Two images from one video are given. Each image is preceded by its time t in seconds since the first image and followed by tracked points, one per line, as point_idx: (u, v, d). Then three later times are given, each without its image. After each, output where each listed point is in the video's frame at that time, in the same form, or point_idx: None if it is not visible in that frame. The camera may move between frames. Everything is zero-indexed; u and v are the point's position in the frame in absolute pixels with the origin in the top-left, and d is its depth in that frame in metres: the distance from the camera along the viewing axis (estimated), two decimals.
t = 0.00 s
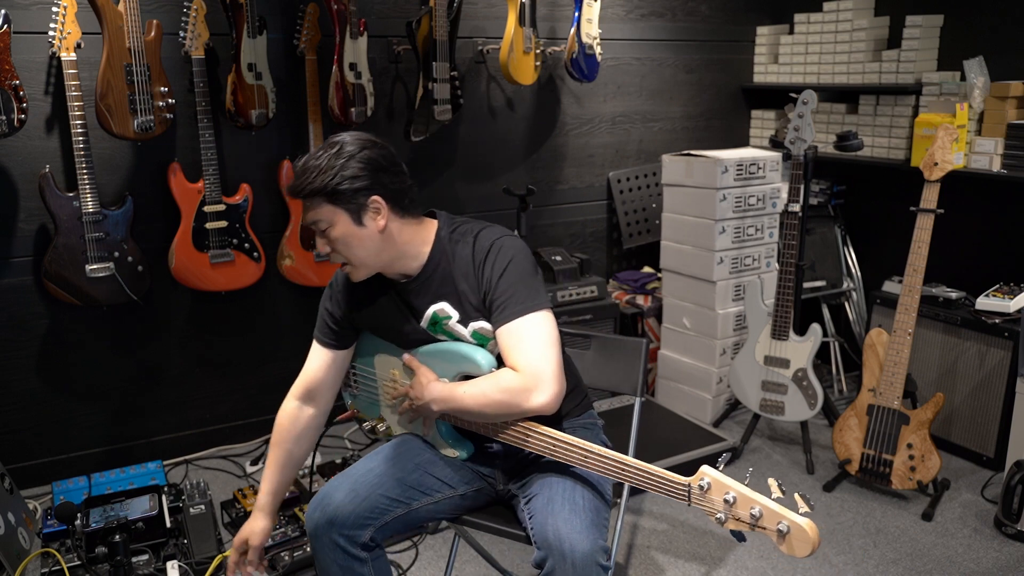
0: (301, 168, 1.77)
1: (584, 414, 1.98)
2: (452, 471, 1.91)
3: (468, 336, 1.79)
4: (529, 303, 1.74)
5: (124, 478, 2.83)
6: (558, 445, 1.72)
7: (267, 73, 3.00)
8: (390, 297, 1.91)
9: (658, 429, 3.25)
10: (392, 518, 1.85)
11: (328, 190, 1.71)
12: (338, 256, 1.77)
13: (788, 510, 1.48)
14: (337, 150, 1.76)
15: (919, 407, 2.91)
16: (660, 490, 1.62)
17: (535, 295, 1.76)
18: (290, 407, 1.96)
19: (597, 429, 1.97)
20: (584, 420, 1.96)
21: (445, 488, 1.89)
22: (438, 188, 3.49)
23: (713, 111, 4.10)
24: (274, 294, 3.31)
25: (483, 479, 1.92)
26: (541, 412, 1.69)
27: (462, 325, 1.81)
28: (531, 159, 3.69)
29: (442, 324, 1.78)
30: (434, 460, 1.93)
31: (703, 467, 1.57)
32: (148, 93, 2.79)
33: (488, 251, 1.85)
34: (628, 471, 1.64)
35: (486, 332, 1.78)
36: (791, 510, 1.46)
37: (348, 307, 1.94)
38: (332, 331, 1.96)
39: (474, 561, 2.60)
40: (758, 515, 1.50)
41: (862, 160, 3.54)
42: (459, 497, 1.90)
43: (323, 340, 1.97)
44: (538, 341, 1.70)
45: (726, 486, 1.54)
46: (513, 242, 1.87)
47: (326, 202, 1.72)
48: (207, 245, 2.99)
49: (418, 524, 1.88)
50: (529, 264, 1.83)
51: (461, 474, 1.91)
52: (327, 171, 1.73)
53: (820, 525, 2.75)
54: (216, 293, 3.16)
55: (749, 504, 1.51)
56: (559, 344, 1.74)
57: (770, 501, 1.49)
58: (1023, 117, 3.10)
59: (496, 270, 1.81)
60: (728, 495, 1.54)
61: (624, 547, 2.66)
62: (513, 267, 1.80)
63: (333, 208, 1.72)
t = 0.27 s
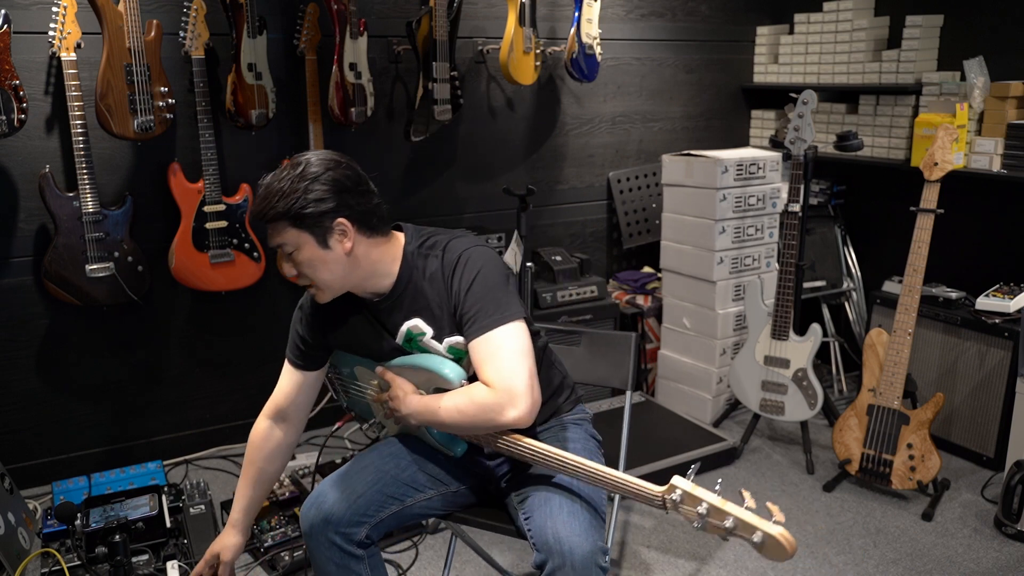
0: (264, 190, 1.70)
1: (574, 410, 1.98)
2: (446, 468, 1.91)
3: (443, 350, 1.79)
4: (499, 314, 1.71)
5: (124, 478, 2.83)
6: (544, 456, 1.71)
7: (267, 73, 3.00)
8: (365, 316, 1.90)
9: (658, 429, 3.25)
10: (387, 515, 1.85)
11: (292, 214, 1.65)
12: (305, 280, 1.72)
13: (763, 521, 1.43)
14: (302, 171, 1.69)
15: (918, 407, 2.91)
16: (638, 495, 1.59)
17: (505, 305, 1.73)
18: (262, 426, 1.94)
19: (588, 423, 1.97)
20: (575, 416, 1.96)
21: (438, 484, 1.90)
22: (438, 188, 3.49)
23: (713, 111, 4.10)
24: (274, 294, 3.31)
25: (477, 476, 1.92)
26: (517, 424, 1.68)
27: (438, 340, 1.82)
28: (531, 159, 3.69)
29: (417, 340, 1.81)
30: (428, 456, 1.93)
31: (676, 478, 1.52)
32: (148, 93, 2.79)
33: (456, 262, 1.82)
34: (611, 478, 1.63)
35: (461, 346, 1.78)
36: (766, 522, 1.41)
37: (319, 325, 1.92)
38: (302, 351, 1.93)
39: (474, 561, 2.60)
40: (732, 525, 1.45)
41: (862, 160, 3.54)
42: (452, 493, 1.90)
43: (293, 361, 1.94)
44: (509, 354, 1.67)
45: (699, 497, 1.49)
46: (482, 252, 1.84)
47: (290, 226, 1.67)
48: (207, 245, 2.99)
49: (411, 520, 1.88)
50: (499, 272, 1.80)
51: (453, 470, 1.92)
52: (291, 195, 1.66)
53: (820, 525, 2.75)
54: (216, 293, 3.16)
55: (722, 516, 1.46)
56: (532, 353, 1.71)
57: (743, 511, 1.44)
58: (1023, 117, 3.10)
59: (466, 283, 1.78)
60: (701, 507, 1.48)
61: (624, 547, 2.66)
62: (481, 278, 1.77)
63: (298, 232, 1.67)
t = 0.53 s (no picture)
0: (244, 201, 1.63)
1: (563, 408, 1.97)
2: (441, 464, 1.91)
3: (427, 362, 1.76)
4: (479, 330, 1.66)
5: (124, 478, 2.83)
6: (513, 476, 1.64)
7: (267, 73, 3.00)
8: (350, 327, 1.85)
9: (658, 429, 3.25)
10: (380, 511, 1.84)
11: (273, 230, 1.58)
12: (287, 294, 1.66)
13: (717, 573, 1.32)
14: (282, 184, 1.62)
15: (918, 407, 2.91)
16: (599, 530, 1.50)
17: (487, 320, 1.67)
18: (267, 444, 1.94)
19: (578, 421, 1.96)
20: (564, 414, 1.95)
21: (431, 479, 1.89)
22: (438, 187, 3.49)
23: (713, 111, 4.10)
24: (274, 294, 3.31)
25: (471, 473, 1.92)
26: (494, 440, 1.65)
27: (423, 352, 1.78)
28: (531, 159, 3.69)
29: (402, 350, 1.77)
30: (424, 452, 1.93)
31: (631, 524, 1.42)
32: (148, 93, 2.79)
33: (439, 275, 1.76)
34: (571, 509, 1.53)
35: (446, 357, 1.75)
36: None
37: (306, 336, 1.88)
38: (290, 362, 1.90)
39: (473, 561, 2.60)
40: None
41: (862, 160, 3.54)
42: (446, 488, 1.89)
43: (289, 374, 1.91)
44: (484, 369, 1.63)
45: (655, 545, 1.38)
46: (466, 264, 1.78)
47: (270, 242, 1.60)
48: (207, 245, 2.99)
49: (406, 517, 1.87)
50: (482, 285, 1.74)
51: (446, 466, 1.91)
52: (272, 209, 1.59)
53: (820, 525, 2.75)
54: (216, 293, 3.16)
55: (676, 568, 1.36)
56: (510, 368, 1.66)
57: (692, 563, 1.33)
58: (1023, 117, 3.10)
59: (447, 296, 1.72)
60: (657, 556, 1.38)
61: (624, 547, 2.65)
62: (463, 292, 1.72)
63: (278, 248, 1.60)
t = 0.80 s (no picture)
0: (254, 192, 1.64)
1: (564, 408, 1.97)
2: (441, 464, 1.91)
3: (429, 362, 1.78)
4: (482, 330, 1.66)
5: (124, 478, 2.83)
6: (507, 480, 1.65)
7: (267, 73, 3.00)
8: (354, 323, 1.85)
9: (658, 429, 3.25)
10: (380, 513, 1.85)
11: (281, 221, 1.59)
12: (292, 287, 1.66)
13: None
14: (292, 176, 1.63)
15: (918, 407, 2.91)
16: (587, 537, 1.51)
17: (490, 321, 1.67)
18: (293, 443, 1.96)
19: (577, 421, 1.96)
20: (564, 414, 1.95)
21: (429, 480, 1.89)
22: (438, 188, 3.49)
23: (713, 111, 4.10)
24: (274, 294, 3.31)
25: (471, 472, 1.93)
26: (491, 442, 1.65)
27: (425, 350, 1.79)
28: (531, 159, 3.69)
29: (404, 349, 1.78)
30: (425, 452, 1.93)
31: (619, 535, 1.45)
32: (148, 93, 2.79)
33: (444, 275, 1.76)
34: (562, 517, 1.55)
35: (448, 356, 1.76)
36: None
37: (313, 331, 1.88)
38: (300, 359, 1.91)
39: (474, 561, 2.60)
40: None
41: (862, 160, 3.55)
42: (445, 489, 1.89)
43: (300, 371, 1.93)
44: (482, 371, 1.63)
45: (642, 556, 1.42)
46: (472, 264, 1.78)
47: (278, 233, 1.60)
48: (207, 245, 2.99)
49: (405, 517, 1.88)
50: (487, 286, 1.74)
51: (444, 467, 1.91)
52: (281, 201, 1.60)
53: (820, 525, 2.75)
54: (216, 293, 3.16)
55: None
56: (510, 370, 1.66)
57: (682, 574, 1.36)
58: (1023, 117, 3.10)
59: (451, 296, 1.72)
60: (643, 567, 1.42)
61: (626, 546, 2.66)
62: (468, 292, 1.71)
63: (286, 239, 1.61)
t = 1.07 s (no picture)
0: (293, 165, 1.72)
1: (569, 410, 1.97)
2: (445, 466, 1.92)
3: (451, 348, 1.82)
4: (509, 316, 1.70)
5: (124, 478, 2.83)
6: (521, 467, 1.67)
7: (267, 73, 2.99)
8: (378, 305, 1.90)
9: (658, 429, 3.25)
10: (385, 517, 1.85)
11: (319, 189, 1.67)
12: (324, 258, 1.72)
13: (725, 567, 1.41)
14: (332, 151, 1.72)
15: (918, 407, 2.91)
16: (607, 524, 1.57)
17: (518, 308, 1.72)
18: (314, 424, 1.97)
19: (582, 423, 1.96)
20: (568, 416, 1.95)
21: (433, 483, 1.89)
22: (438, 188, 3.49)
23: (713, 111, 4.10)
24: (274, 294, 3.31)
25: (475, 473, 1.93)
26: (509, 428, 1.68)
27: (447, 336, 1.83)
28: (531, 159, 3.69)
29: (426, 334, 1.82)
30: (429, 452, 1.93)
31: (643, 512, 1.49)
32: (148, 93, 2.79)
33: (474, 261, 1.81)
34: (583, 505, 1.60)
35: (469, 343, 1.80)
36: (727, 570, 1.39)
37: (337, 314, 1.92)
38: (325, 341, 1.95)
39: (474, 561, 2.60)
40: (693, 567, 1.42)
41: (862, 160, 3.55)
42: (447, 493, 1.90)
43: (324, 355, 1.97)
44: (509, 357, 1.67)
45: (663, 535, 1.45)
46: (501, 252, 1.82)
47: (316, 202, 1.68)
48: (207, 245, 2.99)
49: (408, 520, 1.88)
50: (516, 275, 1.78)
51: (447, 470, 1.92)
52: (320, 171, 1.69)
53: (820, 525, 2.75)
54: (216, 293, 3.16)
55: (684, 557, 1.44)
56: (533, 359, 1.70)
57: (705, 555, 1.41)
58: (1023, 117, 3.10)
59: (480, 281, 1.77)
60: (664, 544, 1.45)
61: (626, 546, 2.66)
62: (498, 278, 1.76)
63: (324, 208, 1.69)
